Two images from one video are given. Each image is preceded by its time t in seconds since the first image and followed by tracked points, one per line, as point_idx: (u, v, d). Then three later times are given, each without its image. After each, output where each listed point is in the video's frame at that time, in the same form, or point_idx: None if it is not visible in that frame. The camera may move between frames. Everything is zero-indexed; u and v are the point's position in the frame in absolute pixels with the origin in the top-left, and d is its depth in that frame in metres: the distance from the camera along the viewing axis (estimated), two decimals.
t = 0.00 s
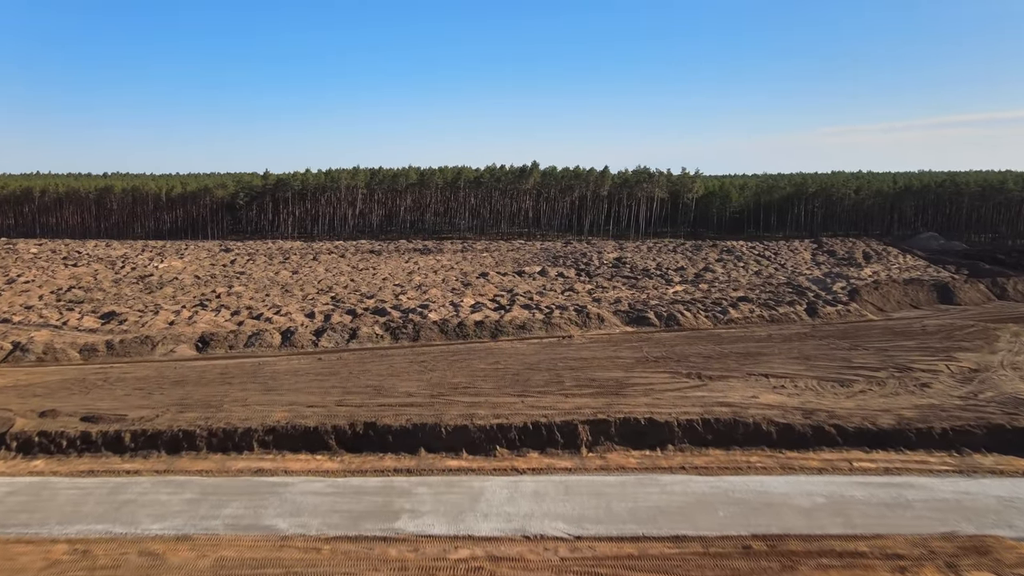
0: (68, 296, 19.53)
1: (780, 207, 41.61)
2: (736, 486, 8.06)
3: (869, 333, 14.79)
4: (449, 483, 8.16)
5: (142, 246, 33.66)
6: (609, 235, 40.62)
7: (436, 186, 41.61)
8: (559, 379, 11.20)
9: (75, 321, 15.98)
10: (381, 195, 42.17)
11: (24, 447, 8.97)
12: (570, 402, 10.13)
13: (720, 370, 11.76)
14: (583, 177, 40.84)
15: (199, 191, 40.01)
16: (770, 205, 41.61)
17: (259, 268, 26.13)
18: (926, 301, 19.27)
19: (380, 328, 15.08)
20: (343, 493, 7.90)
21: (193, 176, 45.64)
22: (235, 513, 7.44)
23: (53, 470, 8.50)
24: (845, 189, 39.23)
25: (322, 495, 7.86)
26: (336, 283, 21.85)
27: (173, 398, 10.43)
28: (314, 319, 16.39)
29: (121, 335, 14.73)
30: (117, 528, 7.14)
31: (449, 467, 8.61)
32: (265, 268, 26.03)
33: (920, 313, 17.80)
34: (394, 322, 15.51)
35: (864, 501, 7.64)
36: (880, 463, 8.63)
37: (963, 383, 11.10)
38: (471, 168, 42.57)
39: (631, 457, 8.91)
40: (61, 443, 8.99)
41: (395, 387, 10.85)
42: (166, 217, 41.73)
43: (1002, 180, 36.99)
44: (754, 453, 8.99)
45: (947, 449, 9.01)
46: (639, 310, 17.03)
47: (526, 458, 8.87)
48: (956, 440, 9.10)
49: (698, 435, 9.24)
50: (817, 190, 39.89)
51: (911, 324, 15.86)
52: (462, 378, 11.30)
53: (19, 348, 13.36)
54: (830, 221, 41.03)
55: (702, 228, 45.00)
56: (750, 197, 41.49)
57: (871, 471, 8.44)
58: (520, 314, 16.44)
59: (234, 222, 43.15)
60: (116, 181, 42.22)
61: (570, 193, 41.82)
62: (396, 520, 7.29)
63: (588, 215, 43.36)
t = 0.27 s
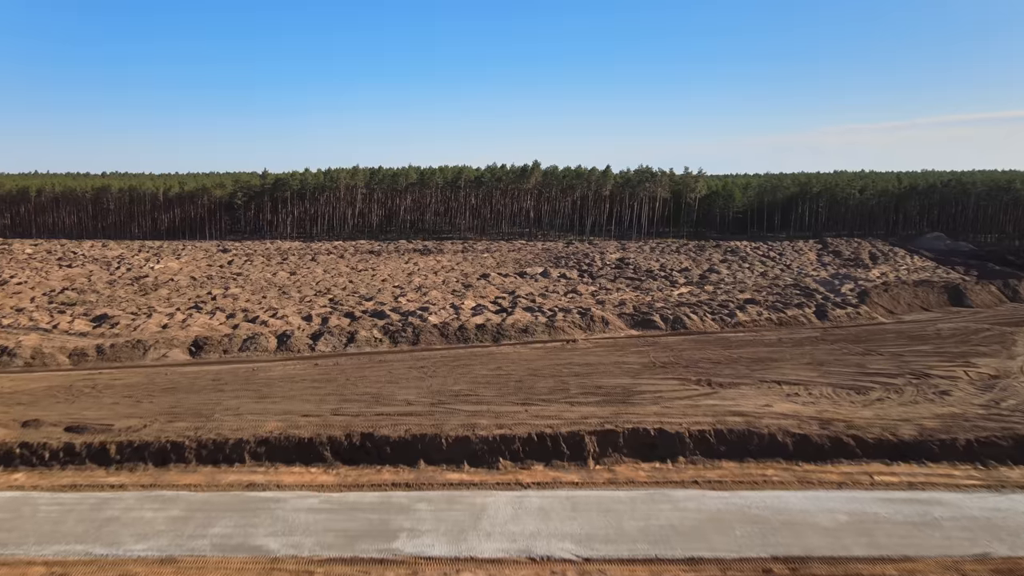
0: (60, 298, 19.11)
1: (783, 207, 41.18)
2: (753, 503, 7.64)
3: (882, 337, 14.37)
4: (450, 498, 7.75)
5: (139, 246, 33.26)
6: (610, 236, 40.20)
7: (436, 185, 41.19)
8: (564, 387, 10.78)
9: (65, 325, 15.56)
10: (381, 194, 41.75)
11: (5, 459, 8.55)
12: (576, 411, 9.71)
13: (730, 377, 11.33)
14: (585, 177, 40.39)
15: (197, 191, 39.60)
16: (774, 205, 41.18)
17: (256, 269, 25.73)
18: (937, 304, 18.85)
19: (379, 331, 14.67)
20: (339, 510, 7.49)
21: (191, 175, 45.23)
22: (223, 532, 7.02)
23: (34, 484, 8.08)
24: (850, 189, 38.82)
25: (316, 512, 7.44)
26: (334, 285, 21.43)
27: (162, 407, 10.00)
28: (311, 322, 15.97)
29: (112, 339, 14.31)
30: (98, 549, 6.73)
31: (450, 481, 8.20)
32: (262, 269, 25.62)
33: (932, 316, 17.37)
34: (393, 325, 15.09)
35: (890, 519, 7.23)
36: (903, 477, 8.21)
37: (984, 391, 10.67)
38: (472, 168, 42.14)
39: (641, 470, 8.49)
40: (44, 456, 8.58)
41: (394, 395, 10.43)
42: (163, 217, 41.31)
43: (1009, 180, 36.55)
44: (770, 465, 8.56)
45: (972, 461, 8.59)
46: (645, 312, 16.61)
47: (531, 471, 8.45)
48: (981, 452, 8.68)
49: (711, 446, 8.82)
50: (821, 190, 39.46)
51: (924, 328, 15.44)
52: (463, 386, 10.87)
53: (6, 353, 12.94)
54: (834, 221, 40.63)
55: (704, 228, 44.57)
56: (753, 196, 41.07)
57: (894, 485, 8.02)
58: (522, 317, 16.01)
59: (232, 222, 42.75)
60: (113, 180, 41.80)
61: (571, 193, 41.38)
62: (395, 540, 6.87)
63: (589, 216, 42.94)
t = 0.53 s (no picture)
0: (52, 300, 18.70)
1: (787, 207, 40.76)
2: (772, 520, 7.22)
3: (896, 341, 13.94)
4: (451, 516, 7.33)
5: (136, 247, 32.87)
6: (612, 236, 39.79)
7: (436, 185, 40.77)
8: (570, 395, 10.35)
9: (55, 328, 15.15)
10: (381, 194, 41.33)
11: None
12: (582, 421, 9.28)
13: (742, 384, 10.91)
14: (587, 176, 39.92)
15: (194, 191, 39.18)
16: (777, 205, 40.76)
17: (254, 270, 25.33)
18: (949, 306, 18.42)
19: (378, 335, 14.25)
20: (333, 529, 7.07)
21: (189, 175, 44.82)
22: (210, 553, 6.61)
23: (12, 500, 7.67)
24: (855, 189, 38.39)
25: (309, 531, 7.02)
26: (332, 287, 21.02)
27: (150, 416, 9.58)
28: (308, 325, 15.57)
29: (103, 343, 13.89)
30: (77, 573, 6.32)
31: (451, 497, 7.78)
32: (259, 270, 25.21)
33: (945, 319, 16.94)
34: (392, 329, 14.68)
35: (917, 539, 6.81)
36: (929, 492, 7.79)
37: (1007, 399, 10.24)
38: (472, 168, 41.71)
39: (651, 484, 8.07)
40: (24, 469, 8.17)
41: (393, 404, 10.01)
42: (161, 217, 40.90)
43: (1016, 179, 36.11)
44: (787, 479, 8.14)
45: (999, 475, 8.18)
46: (650, 315, 16.19)
47: (536, 485, 8.04)
48: (1008, 465, 8.27)
49: (725, 458, 8.40)
50: (826, 190, 39.03)
51: (938, 332, 15.00)
52: (464, 393, 10.46)
53: None
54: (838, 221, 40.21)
55: (707, 228, 44.15)
56: (756, 196, 40.62)
57: (920, 501, 7.60)
58: (525, 320, 15.59)
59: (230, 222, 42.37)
60: (109, 180, 41.37)
61: (573, 193, 40.94)
62: (392, 563, 6.45)
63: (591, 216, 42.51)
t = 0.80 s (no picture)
0: (44, 303, 18.30)
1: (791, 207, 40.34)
2: (792, 541, 6.80)
3: (910, 346, 13.51)
4: (452, 536, 6.91)
5: (133, 247, 32.49)
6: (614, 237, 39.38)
7: (436, 185, 40.34)
8: (575, 404, 9.93)
9: (45, 332, 14.74)
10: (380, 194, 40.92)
11: None
12: (589, 432, 8.86)
13: (755, 392, 10.48)
14: (589, 176, 39.46)
15: (192, 191, 38.76)
16: (781, 205, 40.35)
17: (251, 271, 24.91)
18: (960, 309, 18.01)
19: (376, 339, 13.84)
20: (327, 550, 6.66)
21: (187, 175, 44.40)
22: None
23: None
24: (860, 189, 37.99)
25: (301, 553, 6.60)
26: (331, 288, 20.61)
27: (138, 426, 9.16)
28: (305, 329, 15.17)
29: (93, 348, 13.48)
30: None
31: (452, 514, 7.36)
32: (257, 271, 24.80)
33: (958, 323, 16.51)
34: (391, 333, 14.27)
35: (949, 563, 6.39)
36: (957, 510, 7.36)
37: None
38: (473, 167, 41.29)
39: (663, 501, 7.65)
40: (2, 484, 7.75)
41: (391, 413, 9.59)
42: (158, 217, 40.49)
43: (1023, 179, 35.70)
44: (806, 495, 7.72)
45: None
46: (656, 318, 15.77)
47: (542, 502, 7.62)
48: None
49: (740, 473, 7.98)
50: (830, 190, 38.62)
51: (953, 336, 14.57)
52: (466, 402, 10.04)
53: None
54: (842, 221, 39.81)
55: (710, 228, 43.74)
56: (760, 197, 40.20)
57: (948, 520, 7.18)
58: (527, 324, 15.16)
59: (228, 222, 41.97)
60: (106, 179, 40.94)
61: (575, 193, 40.51)
62: None
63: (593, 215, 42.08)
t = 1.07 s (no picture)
0: (36, 305, 17.90)
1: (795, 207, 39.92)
2: (816, 564, 6.39)
3: (926, 352, 13.07)
4: (454, 558, 6.50)
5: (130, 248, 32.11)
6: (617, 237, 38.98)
7: (437, 185, 39.93)
8: (582, 413, 9.51)
9: (35, 336, 14.33)
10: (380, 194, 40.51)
11: None
12: (597, 444, 8.45)
13: (769, 401, 10.06)
14: (591, 176, 39.03)
15: (190, 191, 38.35)
16: (785, 205, 39.94)
17: (249, 272, 24.51)
18: (973, 312, 17.58)
19: (375, 344, 13.44)
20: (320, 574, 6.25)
21: (186, 174, 44.02)
22: None
23: None
24: (864, 189, 37.59)
25: None
26: (329, 290, 20.21)
27: (124, 438, 8.74)
28: (302, 332, 14.78)
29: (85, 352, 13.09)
30: None
31: (454, 534, 6.95)
32: (254, 272, 24.40)
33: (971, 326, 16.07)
34: (390, 337, 13.86)
35: None
36: (989, 530, 6.94)
37: None
38: (474, 167, 40.88)
39: (677, 519, 7.24)
40: None
41: (390, 423, 9.18)
42: (156, 217, 40.09)
43: None
44: (828, 513, 7.31)
45: None
46: (663, 322, 15.35)
47: (549, 520, 7.21)
48: None
49: (757, 489, 7.56)
50: (835, 190, 38.20)
51: (969, 340, 14.14)
52: (468, 411, 9.63)
53: None
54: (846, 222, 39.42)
55: (713, 228, 43.32)
56: (764, 196, 39.78)
57: (980, 541, 6.76)
58: (530, 328, 14.75)
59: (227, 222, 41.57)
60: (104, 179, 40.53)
61: (577, 193, 40.08)
62: None
63: (595, 215, 41.66)
